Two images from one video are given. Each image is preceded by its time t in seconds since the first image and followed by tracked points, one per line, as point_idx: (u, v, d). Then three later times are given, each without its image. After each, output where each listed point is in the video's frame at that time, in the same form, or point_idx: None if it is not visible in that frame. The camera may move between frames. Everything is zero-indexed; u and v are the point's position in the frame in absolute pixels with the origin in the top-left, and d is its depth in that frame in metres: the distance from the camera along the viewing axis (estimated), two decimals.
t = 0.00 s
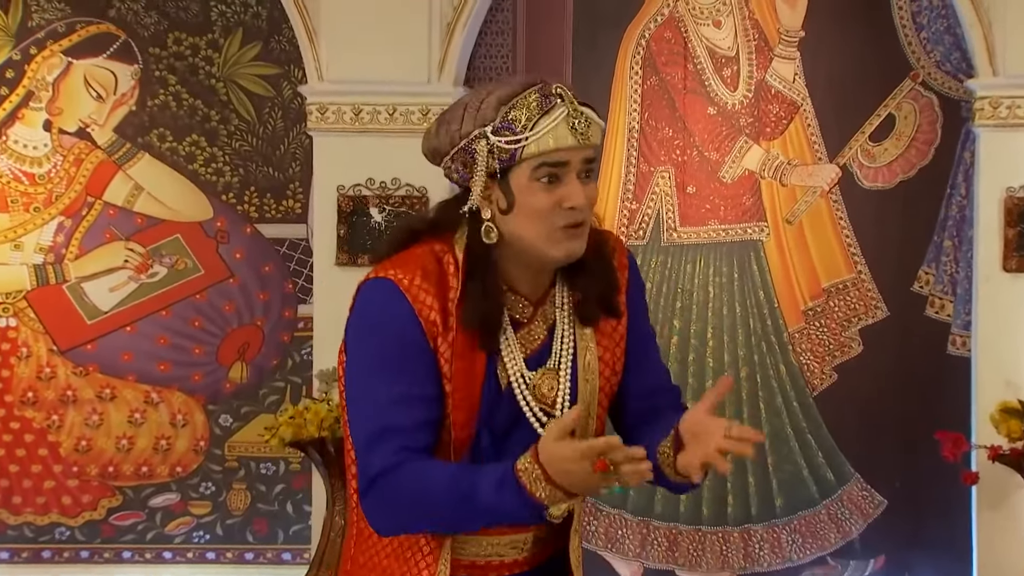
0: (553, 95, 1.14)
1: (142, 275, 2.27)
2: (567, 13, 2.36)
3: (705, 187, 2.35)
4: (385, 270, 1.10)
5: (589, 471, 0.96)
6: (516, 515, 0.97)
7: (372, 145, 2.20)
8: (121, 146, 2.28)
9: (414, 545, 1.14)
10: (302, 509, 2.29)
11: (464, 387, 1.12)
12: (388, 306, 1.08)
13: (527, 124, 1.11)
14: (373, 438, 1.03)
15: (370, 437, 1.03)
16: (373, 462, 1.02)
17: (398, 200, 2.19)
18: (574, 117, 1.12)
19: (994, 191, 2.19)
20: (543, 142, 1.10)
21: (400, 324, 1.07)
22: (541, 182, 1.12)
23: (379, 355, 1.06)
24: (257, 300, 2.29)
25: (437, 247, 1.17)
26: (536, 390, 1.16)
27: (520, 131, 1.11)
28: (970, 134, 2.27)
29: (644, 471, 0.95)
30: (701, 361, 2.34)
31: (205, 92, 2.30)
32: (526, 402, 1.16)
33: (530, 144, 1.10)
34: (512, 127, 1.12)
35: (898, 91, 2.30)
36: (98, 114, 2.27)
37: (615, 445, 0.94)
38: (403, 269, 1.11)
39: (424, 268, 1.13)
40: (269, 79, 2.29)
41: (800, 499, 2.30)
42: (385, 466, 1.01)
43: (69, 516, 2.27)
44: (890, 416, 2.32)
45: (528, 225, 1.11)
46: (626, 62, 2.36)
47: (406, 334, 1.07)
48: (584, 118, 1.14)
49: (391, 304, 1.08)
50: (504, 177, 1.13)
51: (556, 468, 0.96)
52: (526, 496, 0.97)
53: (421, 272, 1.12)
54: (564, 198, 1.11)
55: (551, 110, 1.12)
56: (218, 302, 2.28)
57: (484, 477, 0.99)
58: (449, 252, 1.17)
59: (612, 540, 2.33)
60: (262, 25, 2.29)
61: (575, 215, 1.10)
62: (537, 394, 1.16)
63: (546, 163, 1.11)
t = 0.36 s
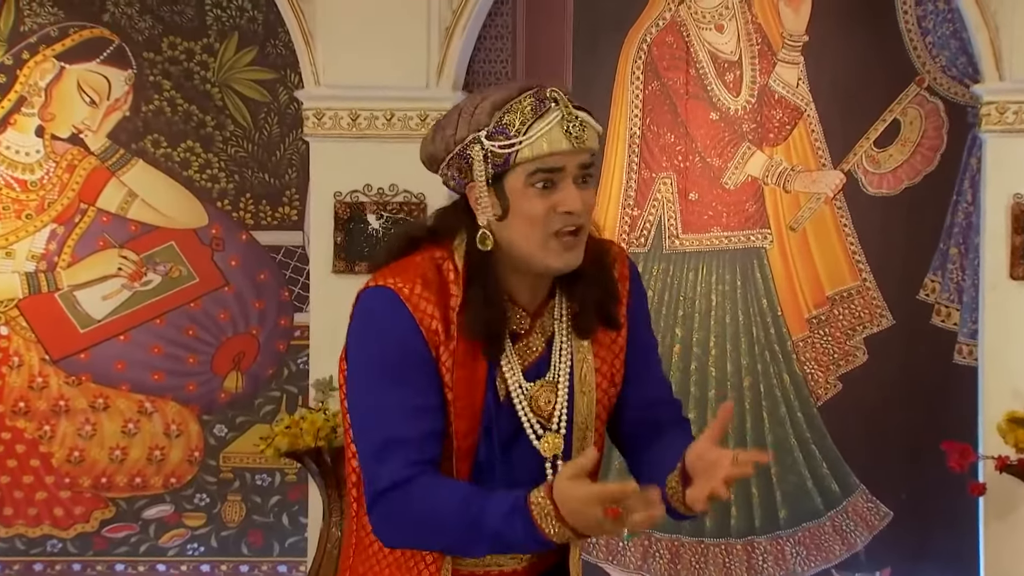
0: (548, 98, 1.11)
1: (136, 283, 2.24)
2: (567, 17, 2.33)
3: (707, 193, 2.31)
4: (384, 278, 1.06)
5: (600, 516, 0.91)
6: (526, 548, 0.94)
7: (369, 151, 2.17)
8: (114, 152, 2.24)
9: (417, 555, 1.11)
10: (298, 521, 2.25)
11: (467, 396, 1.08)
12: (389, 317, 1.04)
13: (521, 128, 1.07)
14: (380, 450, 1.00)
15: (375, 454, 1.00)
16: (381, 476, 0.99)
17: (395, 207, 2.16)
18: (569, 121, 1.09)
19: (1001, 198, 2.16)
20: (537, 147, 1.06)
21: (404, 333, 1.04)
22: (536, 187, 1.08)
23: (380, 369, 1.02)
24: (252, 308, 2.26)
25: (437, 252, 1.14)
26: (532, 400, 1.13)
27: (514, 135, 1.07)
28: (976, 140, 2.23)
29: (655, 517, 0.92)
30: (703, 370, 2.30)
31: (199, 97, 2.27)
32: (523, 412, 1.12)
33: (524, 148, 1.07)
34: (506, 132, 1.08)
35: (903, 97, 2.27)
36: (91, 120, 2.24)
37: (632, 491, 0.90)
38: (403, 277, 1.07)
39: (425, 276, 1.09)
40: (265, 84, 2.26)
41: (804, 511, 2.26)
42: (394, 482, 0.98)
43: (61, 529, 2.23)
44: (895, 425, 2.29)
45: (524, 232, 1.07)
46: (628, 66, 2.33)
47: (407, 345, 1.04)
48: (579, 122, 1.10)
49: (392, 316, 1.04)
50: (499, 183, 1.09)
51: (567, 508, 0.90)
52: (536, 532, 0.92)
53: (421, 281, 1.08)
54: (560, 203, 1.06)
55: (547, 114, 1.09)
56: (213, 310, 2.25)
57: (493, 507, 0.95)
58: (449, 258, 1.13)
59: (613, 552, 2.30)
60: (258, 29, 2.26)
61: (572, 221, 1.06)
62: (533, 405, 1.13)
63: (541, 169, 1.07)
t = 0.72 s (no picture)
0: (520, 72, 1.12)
1: (133, 288, 2.22)
2: (567, 19, 2.31)
3: (709, 198, 2.30)
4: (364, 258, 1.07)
5: (565, 483, 0.90)
6: (496, 519, 0.94)
7: (368, 155, 2.15)
8: (110, 156, 2.23)
9: (407, 545, 1.09)
10: (296, 527, 2.23)
11: (449, 374, 1.07)
12: (367, 296, 1.05)
13: (492, 102, 1.09)
14: (362, 429, 1.00)
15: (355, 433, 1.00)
16: (360, 454, 0.99)
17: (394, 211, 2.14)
18: (541, 94, 1.09)
19: (1004, 202, 2.14)
20: (509, 120, 1.08)
21: (384, 312, 1.04)
22: (509, 161, 1.09)
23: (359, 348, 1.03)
24: (250, 313, 2.24)
25: (418, 235, 1.14)
26: (516, 379, 1.12)
27: (485, 110, 1.09)
28: (979, 143, 2.22)
29: (623, 489, 0.90)
30: (704, 376, 2.29)
31: (197, 100, 2.25)
32: (507, 391, 1.11)
33: (495, 122, 1.08)
34: (478, 107, 1.10)
35: (905, 100, 2.25)
36: (88, 124, 2.22)
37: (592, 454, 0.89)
38: (382, 257, 1.08)
39: (405, 256, 1.10)
40: (263, 87, 2.24)
41: (806, 518, 2.25)
42: (373, 459, 0.98)
43: (57, 536, 2.21)
44: (897, 430, 2.27)
45: (499, 207, 1.08)
46: (628, 69, 2.31)
47: (386, 324, 1.04)
48: (552, 94, 1.11)
49: (370, 295, 1.05)
50: (474, 159, 1.11)
51: (533, 475, 0.91)
52: (505, 502, 0.93)
53: (400, 260, 1.09)
54: (533, 177, 1.07)
55: (518, 87, 1.10)
56: (210, 315, 2.23)
57: (466, 480, 0.95)
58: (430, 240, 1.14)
59: (614, 560, 2.28)
60: (256, 32, 2.24)
61: (546, 194, 1.06)
62: (517, 385, 1.12)
63: (514, 143, 1.08)
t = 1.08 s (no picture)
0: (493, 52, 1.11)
1: (132, 296, 2.21)
2: (568, 27, 2.31)
3: (710, 205, 2.29)
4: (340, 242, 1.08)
5: (464, 432, 0.90)
6: (418, 482, 0.93)
7: (367, 161, 2.14)
8: (109, 163, 2.22)
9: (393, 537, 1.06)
10: (295, 536, 2.22)
11: (420, 358, 1.05)
12: (336, 278, 1.05)
13: (464, 81, 1.08)
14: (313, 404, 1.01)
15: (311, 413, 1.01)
16: (313, 435, 1.00)
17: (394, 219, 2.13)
18: (514, 71, 1.08)
19: (1007, 210, 2.13)
20: (480, 98, 1.06)
21: (346, 288, 1.04)
22: (483, 139, 1.07)
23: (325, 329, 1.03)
24: (249, 321, 2.23)
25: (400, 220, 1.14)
26: (498, 361, 1.09)
27: (457, 88, 1.08)
28: (982, 150, 2.20)
29: (523, 429, 0.90)
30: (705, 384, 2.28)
31: (196, 107, 2.24)
32: (488, 374, 1.08)
33: (467, 100, 1.07)
34: (451, 86, 1.09)
35: (907, 107, 2.24)
36: (86, 130, 2.21)
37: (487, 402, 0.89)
38: (358, 241, 1.09)
39: (383, 240, 1.10)
40: (263, 95, 2.24)
41: (808, 527, 2.23)
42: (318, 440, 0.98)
43: (55, 545, 2.20)
44: (899, 438, 2.25)
45: (472, 186, 1.06)
46: (629, 76, 2.31)
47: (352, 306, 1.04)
48: (525, 72, 1.09)
49: (340, 278, 1.05)
50: (448, 139, 1.10)
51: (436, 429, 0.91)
52: (420, 460, 0.92)
53: (375, 243, 1.09)
54: (507, 155, 1.06)
55: (491, 65, 1.09)
56: (210, 323, 2.22)
57: (392, 452, 0.94)
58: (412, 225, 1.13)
59: (615, 569, 2.26)
60: (255, 40, 2.24)
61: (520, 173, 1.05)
62: (499, 366, 1.09)
63: (488, 121, 1.07)
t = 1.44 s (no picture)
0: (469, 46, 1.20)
1: (132, 301, 2.21)
2: (569, 30, 2.30)
3: (712, 209, 2.28)
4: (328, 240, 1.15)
5: (437, 479, 0.92)
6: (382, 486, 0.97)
7: (367, 166, 2.13)
8: (109, 167, 2.21)
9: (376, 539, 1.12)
10: (295, 541, 2.21)
11: (402, 352, 1.12)
12: (323, 279, 1.12)
13: (440, 72, 1.17)
14: (301, 402, 1.07)
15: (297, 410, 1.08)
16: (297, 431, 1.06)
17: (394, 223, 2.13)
18: (487, 61, 1.17)
19: (1010, 214, 2.12)
20: (456, 86, 1.15)
21: (335, 290, 1.11)
22: (460, 127, 1.16)
23: (312, 326, 1.10)
24: (249, 326, 2.22)
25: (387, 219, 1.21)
26: (479, 358, 1.15)
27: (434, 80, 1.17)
28: (984, 154, 2.20)
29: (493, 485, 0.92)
30: (707, 389, 2.27)
31: (197, 112, 2.24)
32: (469, 371, 1.14)
33: (443, 90, 1.16)
34: (428, 78, 1.18)
35: (909, 110, 2.24)
36: (86, 135, 2.21)
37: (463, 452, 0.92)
38: (346, 239, 1.16)
39: (370, 239, 1.17)
40: (264, 99, 2.23)
41: (811, 533, 2.22)
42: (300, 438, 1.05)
43: (54, 550, 2.19)
44: (901, 443, 2.24)
45: (450, 172, 1.14)
46: (630, 80, 2.30)
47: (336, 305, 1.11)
48: (499, 62, 1.18)
49: (326, 278, 1.12)
50: (428, 132, 1.18)
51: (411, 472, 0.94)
52: (389, 492, 0.96)
53: (362, 241, 1.16)
54: (483, 141, 1.13)
55: (468, 55, 1.17)
56: (210, 327, 2.21)
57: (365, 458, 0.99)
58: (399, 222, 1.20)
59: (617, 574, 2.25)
60: (256, 44, 2.23)
61: (495, 157, 1.12)
62: (480, 363, 1.15)
63: (464, 110, 1.16)
